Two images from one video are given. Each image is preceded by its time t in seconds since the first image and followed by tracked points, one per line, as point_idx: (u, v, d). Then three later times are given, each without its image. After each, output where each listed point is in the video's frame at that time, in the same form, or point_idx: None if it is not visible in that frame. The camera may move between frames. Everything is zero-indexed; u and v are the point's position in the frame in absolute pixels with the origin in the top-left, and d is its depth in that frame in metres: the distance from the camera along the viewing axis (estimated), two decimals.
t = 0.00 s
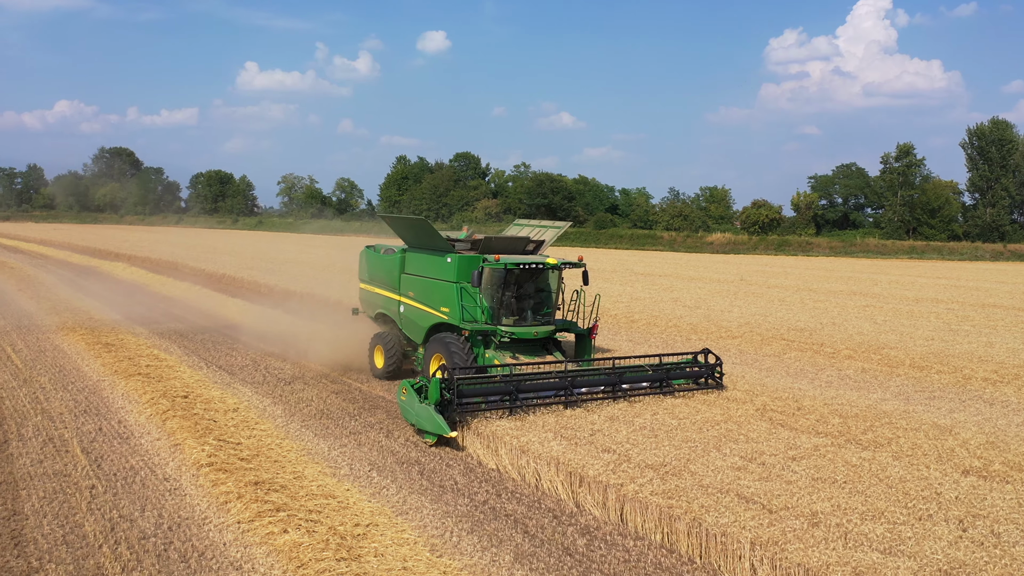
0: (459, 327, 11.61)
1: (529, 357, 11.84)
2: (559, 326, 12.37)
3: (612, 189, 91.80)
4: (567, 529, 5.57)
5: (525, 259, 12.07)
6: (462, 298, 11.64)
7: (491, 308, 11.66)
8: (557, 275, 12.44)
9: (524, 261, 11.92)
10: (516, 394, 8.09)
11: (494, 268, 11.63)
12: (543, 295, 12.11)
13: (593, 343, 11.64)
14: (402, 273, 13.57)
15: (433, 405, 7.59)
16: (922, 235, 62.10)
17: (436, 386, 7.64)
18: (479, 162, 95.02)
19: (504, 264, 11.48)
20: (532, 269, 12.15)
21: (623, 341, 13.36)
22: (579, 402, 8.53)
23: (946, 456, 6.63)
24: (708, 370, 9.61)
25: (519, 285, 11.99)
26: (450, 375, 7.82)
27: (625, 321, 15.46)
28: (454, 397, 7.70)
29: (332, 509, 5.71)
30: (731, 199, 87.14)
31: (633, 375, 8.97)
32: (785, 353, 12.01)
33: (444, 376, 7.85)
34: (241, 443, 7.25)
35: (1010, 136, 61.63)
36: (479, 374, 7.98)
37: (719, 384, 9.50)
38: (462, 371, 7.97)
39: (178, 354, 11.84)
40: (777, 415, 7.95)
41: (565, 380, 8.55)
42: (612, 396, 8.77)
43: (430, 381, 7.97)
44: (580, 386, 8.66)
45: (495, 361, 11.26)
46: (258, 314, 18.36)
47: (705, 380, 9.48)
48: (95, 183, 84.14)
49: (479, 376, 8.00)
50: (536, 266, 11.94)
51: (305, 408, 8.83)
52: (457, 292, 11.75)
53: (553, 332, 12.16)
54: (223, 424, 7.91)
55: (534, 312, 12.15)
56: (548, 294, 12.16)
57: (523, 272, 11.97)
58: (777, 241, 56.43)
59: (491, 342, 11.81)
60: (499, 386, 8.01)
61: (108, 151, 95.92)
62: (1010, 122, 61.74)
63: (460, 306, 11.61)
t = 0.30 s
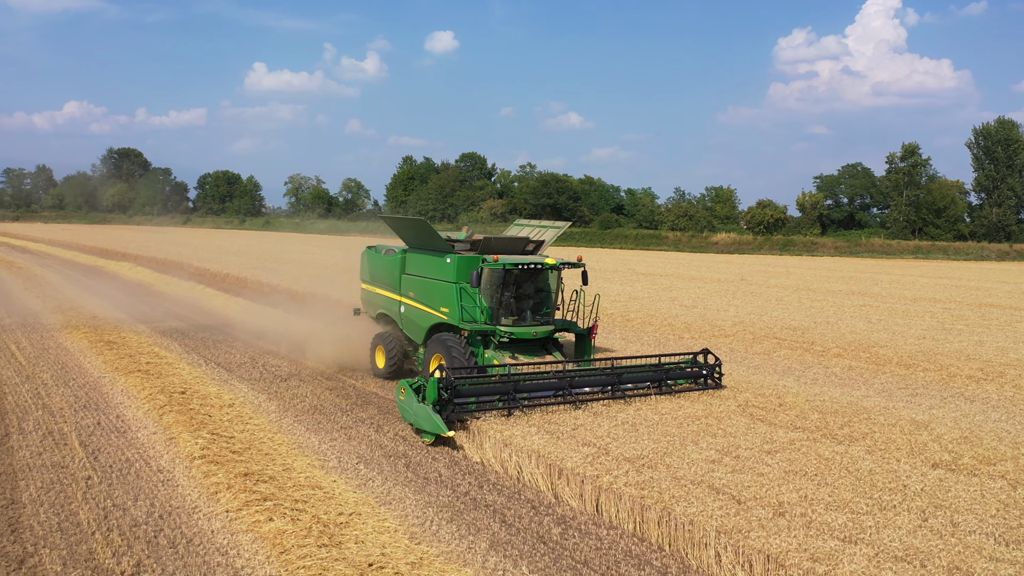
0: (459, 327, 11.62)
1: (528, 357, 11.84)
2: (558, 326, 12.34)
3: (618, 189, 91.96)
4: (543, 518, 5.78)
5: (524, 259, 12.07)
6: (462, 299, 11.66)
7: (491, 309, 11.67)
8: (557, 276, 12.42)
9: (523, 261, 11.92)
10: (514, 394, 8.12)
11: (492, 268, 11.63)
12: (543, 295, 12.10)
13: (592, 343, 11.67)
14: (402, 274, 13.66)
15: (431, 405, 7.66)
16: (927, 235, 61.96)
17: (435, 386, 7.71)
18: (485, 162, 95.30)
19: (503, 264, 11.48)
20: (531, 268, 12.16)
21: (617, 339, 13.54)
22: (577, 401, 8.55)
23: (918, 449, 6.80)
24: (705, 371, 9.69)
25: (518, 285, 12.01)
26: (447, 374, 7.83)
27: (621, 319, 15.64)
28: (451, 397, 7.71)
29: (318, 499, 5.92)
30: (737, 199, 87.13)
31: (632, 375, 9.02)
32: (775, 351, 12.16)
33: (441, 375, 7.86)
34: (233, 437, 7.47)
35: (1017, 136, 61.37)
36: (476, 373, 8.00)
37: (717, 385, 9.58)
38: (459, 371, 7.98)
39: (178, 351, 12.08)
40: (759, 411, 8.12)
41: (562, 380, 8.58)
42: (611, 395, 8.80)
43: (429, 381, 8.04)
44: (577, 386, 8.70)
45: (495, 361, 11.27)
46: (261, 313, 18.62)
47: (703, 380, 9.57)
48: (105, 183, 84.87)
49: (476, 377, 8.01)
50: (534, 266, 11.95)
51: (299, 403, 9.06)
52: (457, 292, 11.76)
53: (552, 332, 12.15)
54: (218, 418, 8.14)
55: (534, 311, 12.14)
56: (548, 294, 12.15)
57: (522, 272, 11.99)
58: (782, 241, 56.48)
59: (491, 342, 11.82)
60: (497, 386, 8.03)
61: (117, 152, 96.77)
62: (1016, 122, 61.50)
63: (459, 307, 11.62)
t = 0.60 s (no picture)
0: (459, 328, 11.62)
1: (528, 357, 11.78)
2: (559, 326, 12.26)
3: (624, 189, 92.08)
4: (522, 509, 5.98)
5: (525, 260, 12.02)
6: (462, 299, 11.63)
7: (491, 309, 11.62)
8: (557, 276, 12.36)
9: (523, 262, 11.86)
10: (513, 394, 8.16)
11: (492, 269, 11.57)
12: (544, 295, 12.05)
13: (593, 342, 11.61)
14: (403, 275, 13.75)
15: (430, 406, 7.66)
16: (933, 235, 61.82)
17: (434, 386, 7.70)
18: (491, 163, 95.55)
19: (503, 265, 11.42)
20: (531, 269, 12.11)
21: (611, 338, 13.72)
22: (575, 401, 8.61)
23: (892, 445, 6.97)
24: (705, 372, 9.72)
25: (518, 286, 11.95)
26: (446, 376, 7.87)
27: (618, 319, 15.81)
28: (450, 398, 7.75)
29: (305, 490, 6.13)
30: (743, 199, 87.10)
31: (631, 376, 9.06)
32: (766, 350, 12.32)
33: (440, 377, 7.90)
34: (228, 431, 7.70)
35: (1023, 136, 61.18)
36: (475, 374, 8.05)
37: (717, 386, 9.62)
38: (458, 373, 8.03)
39: (179, 349, 12.33)
40: (743, 408, 8.29)
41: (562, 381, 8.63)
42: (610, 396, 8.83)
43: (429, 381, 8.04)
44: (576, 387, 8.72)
45: (495, 361, 11.24)
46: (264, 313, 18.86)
47: (703, 382, 9.61)
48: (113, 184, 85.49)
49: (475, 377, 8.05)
50: (534, 266, 11.89)
51: (294, 400, 9.28)
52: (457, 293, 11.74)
53: (552, 332, 12.09)
54: (214, 413, 8.37)
55: (534, 312, 12.07)
56: (548, 294, 12.10)
57: (522, 273, 11.92)
58: (787, 241, 56.50)
59: (491, 342, 11.77)
60: (496, 387, 8.08)
61: (126, 152, 97.44)
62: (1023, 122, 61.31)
63: (460, 307, 11.59)
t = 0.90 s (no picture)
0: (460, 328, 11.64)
1: (528, 358, 11.76)
2: (559, 327, 12.21)
3: (631, 190, 92.20)
4: (503, 500, 6.18)
5: (525, 261, 12.00)
6: (462, 300, 11.64)
7: (491, 310, 11.61)
8: (557, 277, 12.34)
9: (523, 262, 11.85)
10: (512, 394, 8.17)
11: (492, 269, 11.57)
12: (544, 296, 12.01)
13: (593, 343, 11.57)
14: (405, 275, 13.88)
15: (428, 404, 7.74)
16: (939, 235, 61.68)
17: (432, 385, 7.78)
18: (498, 164, 95.78)
19: (502, 266, 11.42)
20: (531, 269, 12.09)
21: (607, 336, 13.89)
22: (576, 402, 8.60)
23: (867, 439, 7.15)
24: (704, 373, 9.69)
25: (518, 286, 11.91)
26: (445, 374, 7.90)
27: (615, 318, 15.98)
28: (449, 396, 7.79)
29: (295, 481, 6.35)
30: (750, 200, 87.03)
31: (631, 377, 9.04)
32: (757, 349, 12.49)
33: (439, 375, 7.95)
34: (223, 426, 7.93)
35: None
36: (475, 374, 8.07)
37: (716, 387, 9.60)
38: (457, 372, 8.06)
39: (180, 347, 12.57)
40: (727, 405, 8.47)
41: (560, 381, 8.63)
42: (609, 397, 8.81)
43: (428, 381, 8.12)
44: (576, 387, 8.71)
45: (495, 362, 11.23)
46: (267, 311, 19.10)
47: (703, 383, 9.58)
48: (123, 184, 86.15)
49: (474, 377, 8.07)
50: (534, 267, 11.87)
51: (290, 396, 9.51)
52: (457, 293, 11.75)
53: (553, 333, 12.05)
54: (211, 409, 8.60)
55: (534, 313, 12.03)
56: (549, 295, 12.07)
57: (523, 273, 11.88)
58: (792, 241, 56.51)
59: (491, 343, 11.76)
60: (495, 386, 8.09)
61: (135, 152, 98.21)
62: None
63: (460, 308, 11.60)
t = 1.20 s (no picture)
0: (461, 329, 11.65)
1: (529, 358, 11.74)
2: (560, 328, 12.16)
3: (637, 190, 92.32)
4: (486, 491, 6.38)
5: (525, 261, 12.01)
6: (462, 300, 11.66)
7: (492, 310, 11.62)
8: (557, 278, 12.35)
9: (523, 263, 11.86)
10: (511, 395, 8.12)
11: (492, 270, 11.62)
12: (544, 296, 12.00)
13: (593, 344, 11.55)
14: (406, 276, 14.00)
15: (428, 405, 7.71)
16: (946, 236, 61.51)
17: (431, 386, 7.74)
18: (504, 164, 96.03)
19: (502, 266, 11.44)
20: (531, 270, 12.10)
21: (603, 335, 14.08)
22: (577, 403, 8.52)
23: (845, 435, 7.33)
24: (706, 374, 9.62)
25: (519, 286, 11.91)
26: (445, 376, 7.84)
27: (613, 318, 16.18)
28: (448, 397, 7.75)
29: (286, 473, 6.57)
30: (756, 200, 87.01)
31: (631, 378, 8.96)
32: (750, 347, 12.67)
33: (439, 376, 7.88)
34: (220, 420, 8.16)
35: None
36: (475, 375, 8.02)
37: (718, 388, 9.52)
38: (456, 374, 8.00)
39: (183, 345, 12.83)
40: (713, 402, 8.65)
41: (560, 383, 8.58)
42: (610, 398, 8.74)
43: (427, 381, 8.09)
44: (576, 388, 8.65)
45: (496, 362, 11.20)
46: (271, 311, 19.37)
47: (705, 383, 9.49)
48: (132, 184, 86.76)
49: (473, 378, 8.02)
50: (534, 267, 11.86)
51: (287, 392, 9.75)
52: (458, 294, 11.76)
53: (553, 334, 12.00)
54: (209, 404, 8.84)
55: (535, 313, 11.99)
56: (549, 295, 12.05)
57: (523, 274, 11.87)
58: (798, 241, 56.48)
59: (492, 343, 11.77)
60: (495, 388, 8.05)
61: (144, 152, 98.87)
62: None
63: (461, 309, 11.62)
